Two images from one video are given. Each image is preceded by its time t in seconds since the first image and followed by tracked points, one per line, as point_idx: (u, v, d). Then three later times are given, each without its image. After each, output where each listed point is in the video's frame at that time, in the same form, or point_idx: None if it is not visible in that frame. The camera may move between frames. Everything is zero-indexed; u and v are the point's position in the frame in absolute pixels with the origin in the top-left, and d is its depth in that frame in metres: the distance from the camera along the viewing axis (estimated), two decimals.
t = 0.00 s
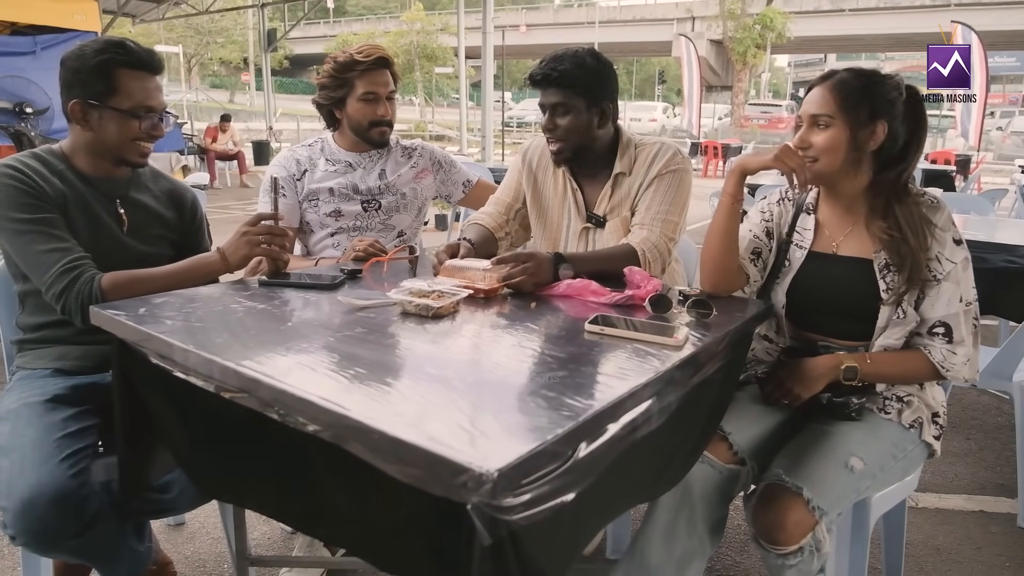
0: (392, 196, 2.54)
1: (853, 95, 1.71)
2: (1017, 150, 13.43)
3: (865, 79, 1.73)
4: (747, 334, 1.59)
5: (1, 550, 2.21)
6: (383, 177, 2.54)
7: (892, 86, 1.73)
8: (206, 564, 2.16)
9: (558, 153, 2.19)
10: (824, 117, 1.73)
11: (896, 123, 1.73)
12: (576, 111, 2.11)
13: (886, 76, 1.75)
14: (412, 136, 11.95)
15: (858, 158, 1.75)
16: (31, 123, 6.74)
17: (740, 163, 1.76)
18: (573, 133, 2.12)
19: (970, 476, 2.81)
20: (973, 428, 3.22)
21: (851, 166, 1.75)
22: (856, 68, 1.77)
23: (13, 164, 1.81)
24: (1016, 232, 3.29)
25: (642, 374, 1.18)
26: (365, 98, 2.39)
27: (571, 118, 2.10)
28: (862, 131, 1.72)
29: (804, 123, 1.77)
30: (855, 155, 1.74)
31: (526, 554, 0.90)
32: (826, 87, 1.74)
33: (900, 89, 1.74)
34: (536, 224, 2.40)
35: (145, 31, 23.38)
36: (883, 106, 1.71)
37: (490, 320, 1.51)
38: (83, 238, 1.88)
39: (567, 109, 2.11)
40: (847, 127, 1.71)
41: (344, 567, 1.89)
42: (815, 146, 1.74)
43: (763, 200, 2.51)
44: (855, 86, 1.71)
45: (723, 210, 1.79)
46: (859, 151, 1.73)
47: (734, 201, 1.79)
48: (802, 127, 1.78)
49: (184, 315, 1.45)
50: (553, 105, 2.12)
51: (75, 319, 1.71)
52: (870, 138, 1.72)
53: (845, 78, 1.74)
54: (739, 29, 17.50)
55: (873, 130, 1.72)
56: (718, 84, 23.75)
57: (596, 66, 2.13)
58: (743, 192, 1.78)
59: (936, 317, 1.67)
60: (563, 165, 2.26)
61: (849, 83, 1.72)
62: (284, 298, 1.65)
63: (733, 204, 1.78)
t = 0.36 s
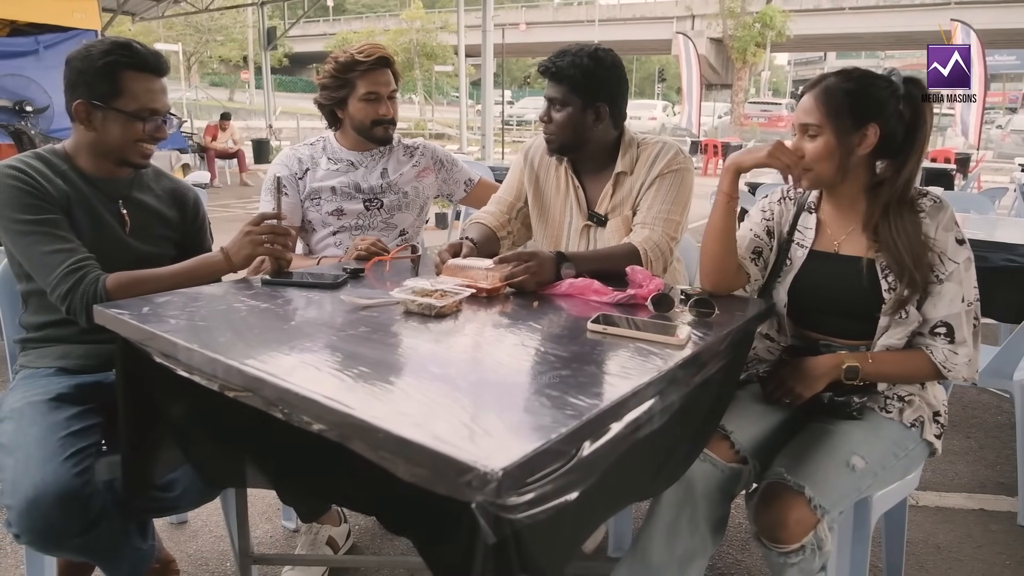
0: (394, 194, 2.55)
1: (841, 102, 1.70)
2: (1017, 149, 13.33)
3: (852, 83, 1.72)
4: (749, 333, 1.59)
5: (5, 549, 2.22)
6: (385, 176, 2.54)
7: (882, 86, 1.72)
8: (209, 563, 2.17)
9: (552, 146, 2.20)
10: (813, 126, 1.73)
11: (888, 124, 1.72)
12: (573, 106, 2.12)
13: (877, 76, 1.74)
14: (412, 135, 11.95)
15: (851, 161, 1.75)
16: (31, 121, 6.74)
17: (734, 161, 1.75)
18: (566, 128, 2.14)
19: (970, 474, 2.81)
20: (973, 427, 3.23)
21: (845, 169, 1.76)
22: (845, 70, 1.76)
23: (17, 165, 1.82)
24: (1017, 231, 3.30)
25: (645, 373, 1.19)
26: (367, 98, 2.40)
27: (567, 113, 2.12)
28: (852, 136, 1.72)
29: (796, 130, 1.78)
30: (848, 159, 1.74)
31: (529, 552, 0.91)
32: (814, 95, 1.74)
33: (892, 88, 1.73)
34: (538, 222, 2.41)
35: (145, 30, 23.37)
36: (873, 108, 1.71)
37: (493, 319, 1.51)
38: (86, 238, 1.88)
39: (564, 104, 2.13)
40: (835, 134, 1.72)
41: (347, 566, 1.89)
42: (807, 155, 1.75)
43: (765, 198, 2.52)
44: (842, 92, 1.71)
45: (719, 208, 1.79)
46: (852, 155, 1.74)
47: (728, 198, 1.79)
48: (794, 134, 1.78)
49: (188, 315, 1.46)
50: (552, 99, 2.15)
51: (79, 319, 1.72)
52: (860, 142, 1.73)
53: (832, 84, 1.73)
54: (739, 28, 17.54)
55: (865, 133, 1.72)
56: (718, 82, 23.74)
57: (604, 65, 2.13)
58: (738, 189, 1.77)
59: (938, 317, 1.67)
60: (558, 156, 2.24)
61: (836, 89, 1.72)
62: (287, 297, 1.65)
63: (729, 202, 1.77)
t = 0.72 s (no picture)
0: (396, 193, 2.55)
1: (859, 107, 1.68)
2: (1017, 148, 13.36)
3: (864, 86, 1.69)
4: (752, 332, 1.60)
5: (9, 547, 2.22)
6: (387, 174, 2.54)
7: (888, 87, 1.71)
8: (213, 561, 2.17)
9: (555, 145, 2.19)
10: (835, 135, 1.69)
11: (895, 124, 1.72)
12: (575, 107, 2.12)
13: (880, 75, 1.72)
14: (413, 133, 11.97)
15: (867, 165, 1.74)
16: (31, 120, 6.74)
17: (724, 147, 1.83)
18: (568, 129, 2.14)
19: (972, 472, 2.82)
20: (975, 425, 3.23)
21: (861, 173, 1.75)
22: (850, 71, 1.73)
23: (20, 165, 1.82)
24: (1018, 229, 3.31)
25: (650, 371, 1.19)
26: (369, 98, 2.40)
27: (569, 114, 2.12)
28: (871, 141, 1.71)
29: (813, 139, 1.73)
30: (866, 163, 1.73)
31: (535, 550, 0.91)
32: (830, 101, 1.69)
33: (895, 88, 1.73)
34: (540, 220, 2.41)
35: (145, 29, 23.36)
36: (884, 110, 1.70)
37: (497, 318, 1.52)
38: (90, 237, 1.89)
39: (566, 105, 2.13)
40: (858, 140, 1.70)
41: (350, 564, 1.90)
42: (832, 165, 1.72)
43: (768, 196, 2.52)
44: (859, 97, 1.68)
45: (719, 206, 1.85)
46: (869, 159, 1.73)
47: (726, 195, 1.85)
48: (812, 143, 1.73)
49: (193, 313, 1.46)
50: (554, 100, 2.14)
51: (83, 318, 1.72)
52: (880, 143, 1.72)
53: (845, 89, 1.69)
54: (739, 27, 17.59)
55: (880, 136, 1.71)
56: (718, 80, 23.75)
57: (606, 64, 2.13)
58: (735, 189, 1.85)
59: (941, 315, 1.67)
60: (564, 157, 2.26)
61: (850, 94, 1.68)
62: (291, 295, 1.65)
63: (727, 199, 1.84)
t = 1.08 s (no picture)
0: (399, 190, 2.55)
1: (861, 109, 1.67)
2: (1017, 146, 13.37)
3: (868, 87, 1.68)
4: (756, 329, 1.60)
5: (12, 543, 2.23)
6: (390, 171, 2.54)
7: (893, 88, 1.70)
8: (216, 558, 2.18)
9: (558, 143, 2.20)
10: (834, 136, 1.70)
11: (899, 126, 1.72)
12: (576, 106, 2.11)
13: (885, 75, 1.71)
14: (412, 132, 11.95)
15: (869, 166, 1.74)
16: (32, 118, 6.74)
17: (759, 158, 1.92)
18: (571, 127, 2.14)
19: (973, 470, 2.82)
20: (976, 423, 3.24)
21: (863, 174, 1.75)
22: (853, 71, 1.72)
23: (24, 161, 1.82)
24: (1018, 227, 3.31)
25: (655, 367, 1.19)
26: (372, 95, 2.39)
27: (572, 113, 2.11)
28: (873, 142, 1.70)
29: (812, 139, 1.74)
30: (867, 164, 1.73)
31: (541, 547, 0.91)
32: (831, 101, 1.69)
33: (900, 89, 1.72)
34: (543, 218, 2.41)
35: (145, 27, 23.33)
36: (888, 112, 1.69)
37: (501, 314, 1.52)
38: (94, 233, 1.89)
39: (568, 104, 2.12)
40: (859, 141, 1.69)
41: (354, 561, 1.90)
42: (830, 165, 1.73)
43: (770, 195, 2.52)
44: (862, 98, 1.67)
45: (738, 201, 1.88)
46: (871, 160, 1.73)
47: (749, 191, 1.88)
48: (812, 143, 1.74)
49: (198, 310, 1.46)
50: (557, 98, 2.14)
51: (87, 315, 1.73)
52: (881, 146, 1.71)
53: (847, 90, 1.69)
54: (739, 25, 17.59)
55: (884, 138, 1.71)
56: (718, 79, 23.74)
57: (605, 62, 2.12)
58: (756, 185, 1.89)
59: (945, 315, 1.67)
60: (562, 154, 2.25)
61: (854, 96, 1.68)
62: (296, 292, 1.65)
63: (747, 195, 1.87)
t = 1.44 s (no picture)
0: (400, 189, 2.55)
1: (864, 107, 1.68)
2: (1017, 144, 13.37)
3: (871, 86, 1.69)
4: (756, 327, 1.60)
5: (14, 542, 2.23)
6: (391, 170, 2.54)
7: (896, 88, 1.70)
8: (217, 556, 2.18)
9: (569, 145, 2.18)
10: (834, 132, 1.70)
11: (901, 124, 1.72)
12: (591, 106, 2.11)
13: (888, 74, 1.71)
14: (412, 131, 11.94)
15: (870, 165, 1.74)
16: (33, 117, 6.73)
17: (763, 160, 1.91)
18: (573, 126, 2.13)
19: (973, 468, 2.82)
20: (977, 421, 3.24)
21: (865, 172, 1.75)
22: (855, 69, 1.72)
23: (25, 160, 1.82)
24: (1018, 226, 3.31)
25: (656, 366, 1.20)
26: (373, 94, 2.40)
27: (588, 115, 2.11)
28: (874, 140, 1.70)
29: (813, 136, 1.74)
30: (868, 162, 1.73)
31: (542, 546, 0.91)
32: (832, 99, 1.70)
33: (903, 88, 1.72)
34: (544, 217, 2.42)
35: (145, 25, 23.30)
36: (891, 111, 1.69)
37: (502, 313, 1.52)
38: (95, 233, 1.89)
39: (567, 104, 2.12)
40: (860, 139, 1.69)
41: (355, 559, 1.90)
42: (830, 162, 1.72)
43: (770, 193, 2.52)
44: (864, 96, 1.68)
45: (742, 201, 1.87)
46: (873, 159, 1.73)
47: (751, 191, 1.88)
48: (813, 140, 1.74)
49: (199, 309, 1.46)
50: (567, 100, 2.11)
51: (88, 314, 1.73)
52: (882, 145, 1.72)
53: (849, 88, 1.69)
54: (739, 23, 17.58)
55: (885, 136, 1.71)
56: (718, 77, 23.73)
57: (609, 62, 2.13)
58: (759, 184, 1.89)
59: (945, 315, 1.67)
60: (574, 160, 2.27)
61: (856, 94, 1.68)
62: (297, 291, 1.66)
63: (750, 195, 1.87)
